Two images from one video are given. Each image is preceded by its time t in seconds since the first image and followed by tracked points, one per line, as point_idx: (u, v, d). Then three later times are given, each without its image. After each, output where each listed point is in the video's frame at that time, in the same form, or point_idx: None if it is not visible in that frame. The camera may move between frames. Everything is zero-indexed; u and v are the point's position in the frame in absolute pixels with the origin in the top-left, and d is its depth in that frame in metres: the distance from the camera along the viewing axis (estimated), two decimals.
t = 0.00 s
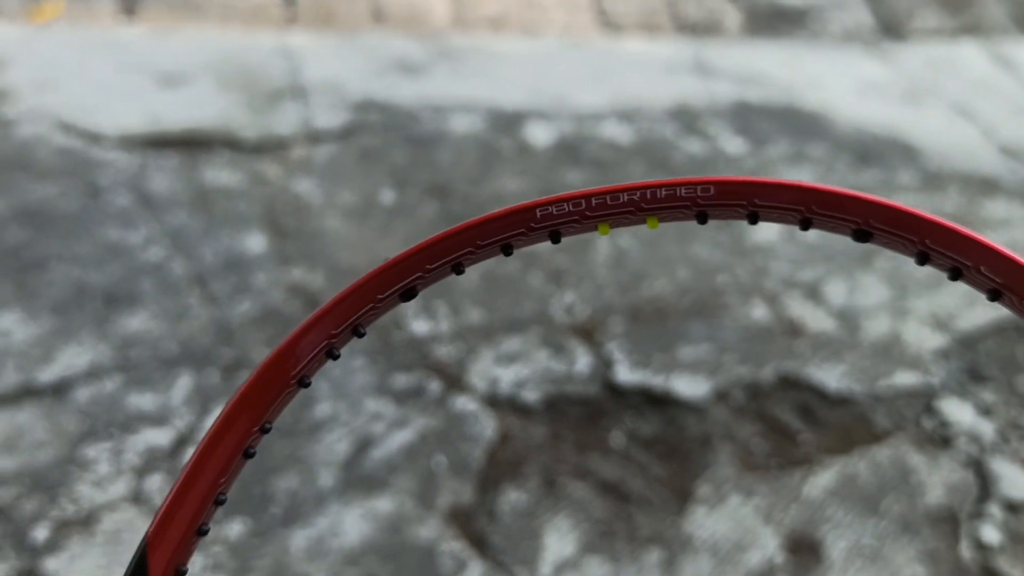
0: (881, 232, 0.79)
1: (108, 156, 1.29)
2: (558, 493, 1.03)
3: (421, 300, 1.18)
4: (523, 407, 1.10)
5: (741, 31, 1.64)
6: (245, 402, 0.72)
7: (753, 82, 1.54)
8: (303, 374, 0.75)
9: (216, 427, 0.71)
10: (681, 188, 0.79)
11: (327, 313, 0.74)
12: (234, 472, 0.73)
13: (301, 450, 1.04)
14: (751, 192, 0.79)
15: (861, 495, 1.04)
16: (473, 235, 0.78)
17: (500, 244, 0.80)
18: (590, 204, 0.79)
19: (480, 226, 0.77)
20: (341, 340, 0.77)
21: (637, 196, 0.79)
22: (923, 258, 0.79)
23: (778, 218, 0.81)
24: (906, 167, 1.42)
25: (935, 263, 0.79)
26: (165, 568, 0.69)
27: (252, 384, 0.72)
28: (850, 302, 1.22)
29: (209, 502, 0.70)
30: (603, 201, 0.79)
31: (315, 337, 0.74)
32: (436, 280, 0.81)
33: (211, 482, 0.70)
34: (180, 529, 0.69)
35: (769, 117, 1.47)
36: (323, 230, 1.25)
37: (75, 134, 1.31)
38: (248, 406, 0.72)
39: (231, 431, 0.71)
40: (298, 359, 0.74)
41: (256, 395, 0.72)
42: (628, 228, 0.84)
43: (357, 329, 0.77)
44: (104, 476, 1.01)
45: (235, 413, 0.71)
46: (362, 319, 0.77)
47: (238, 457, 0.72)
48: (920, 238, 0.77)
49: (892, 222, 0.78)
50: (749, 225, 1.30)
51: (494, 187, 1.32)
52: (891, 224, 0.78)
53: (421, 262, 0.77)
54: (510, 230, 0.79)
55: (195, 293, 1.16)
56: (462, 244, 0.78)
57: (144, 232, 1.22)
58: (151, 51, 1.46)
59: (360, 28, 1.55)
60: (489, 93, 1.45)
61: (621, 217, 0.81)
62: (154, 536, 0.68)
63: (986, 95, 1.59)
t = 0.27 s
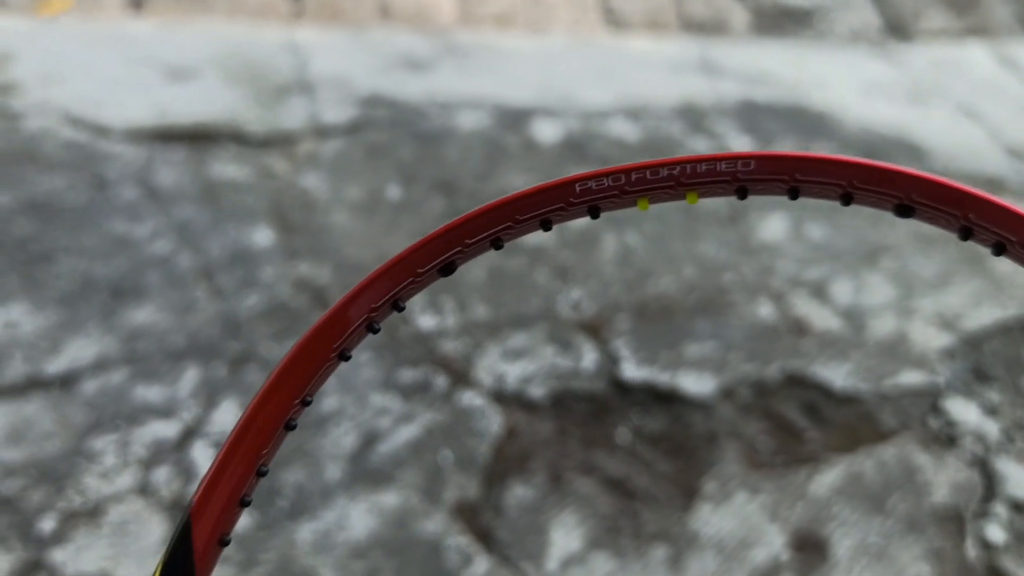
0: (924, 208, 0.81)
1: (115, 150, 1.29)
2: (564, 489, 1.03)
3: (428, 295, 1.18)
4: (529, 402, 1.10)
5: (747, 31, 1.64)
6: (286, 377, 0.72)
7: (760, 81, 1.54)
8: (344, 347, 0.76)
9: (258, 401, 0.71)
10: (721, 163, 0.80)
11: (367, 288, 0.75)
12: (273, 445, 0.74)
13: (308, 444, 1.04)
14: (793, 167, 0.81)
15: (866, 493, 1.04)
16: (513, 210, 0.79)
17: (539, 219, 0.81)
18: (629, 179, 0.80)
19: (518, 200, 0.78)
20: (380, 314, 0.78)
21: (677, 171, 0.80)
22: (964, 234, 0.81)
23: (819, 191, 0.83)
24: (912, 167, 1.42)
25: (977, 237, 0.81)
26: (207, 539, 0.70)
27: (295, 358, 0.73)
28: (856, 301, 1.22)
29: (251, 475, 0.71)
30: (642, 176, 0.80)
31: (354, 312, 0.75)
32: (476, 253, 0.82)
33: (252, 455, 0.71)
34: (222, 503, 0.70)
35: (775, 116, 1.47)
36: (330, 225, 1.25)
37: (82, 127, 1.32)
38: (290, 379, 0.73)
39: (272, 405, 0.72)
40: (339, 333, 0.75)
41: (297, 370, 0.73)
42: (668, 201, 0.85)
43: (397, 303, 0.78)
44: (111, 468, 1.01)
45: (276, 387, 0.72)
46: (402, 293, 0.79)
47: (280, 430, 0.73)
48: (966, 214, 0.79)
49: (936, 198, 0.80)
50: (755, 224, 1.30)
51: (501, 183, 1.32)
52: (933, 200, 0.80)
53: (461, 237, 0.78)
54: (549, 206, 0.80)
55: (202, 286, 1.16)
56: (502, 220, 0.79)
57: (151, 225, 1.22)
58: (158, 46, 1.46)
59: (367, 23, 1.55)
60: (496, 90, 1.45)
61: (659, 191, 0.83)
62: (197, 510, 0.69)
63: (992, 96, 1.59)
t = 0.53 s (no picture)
0: (988, 172, 0.84)
1: (131, 139, 1.30)
2: (577, 482, 1.03)
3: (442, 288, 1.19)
4: (542, 395, 1.10)
5: (762, 29, 1.64)
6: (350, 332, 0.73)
7: (774, 79, 1.54)
8: (403, 308, 0.78)
9: (323, 354, 0.72)
10: (783, 128, 0.82)
11: (427, 250, 0.77)
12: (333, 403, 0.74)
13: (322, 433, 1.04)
14: (855, 131, 0.83)
15: (879, 490, 1.04)
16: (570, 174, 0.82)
17: (599, 183, 0.84)
18: (689, 143, 0.83)
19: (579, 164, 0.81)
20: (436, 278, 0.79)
21: (738, 134, 0.83)
22: None
23: (882, 156, 0.86)
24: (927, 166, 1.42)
25: None
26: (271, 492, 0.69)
27: (359, 313, 0.74)
28: (869, 299, 1.22)
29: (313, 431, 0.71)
30: (703, 139, 0.82)
31: (414, 273, 0.77)
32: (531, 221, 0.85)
33: (315, 408, 0.71)
34: (286, 454, 0.69)
35: (790, 114, 1.47)
36: (345, 217, 1.25)
37: (98, 116, 1.32)
38: (352, 335, 0.74)
39: (336, 359, 0.73)
40: (398, 292, 0.77)
41: (359, 327, 0.74)
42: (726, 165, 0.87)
43: (456, 266, 0.80)
44: (126, 455, 1.02)
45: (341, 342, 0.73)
46: (460, 256, 0.81)
47: (342, 386, 0.73)
48: None
49: (1000, 161, 0.83)
50: (769, 222, 1.30)
51: (516, 176, 1.32)
52: (995, 162, 0.83)
53: (520, 200, 0.81)
54: (610, 168, 0.83)
55: (217, 276, 1.17)
56: (563, 183, 0.82)
57: (167, 214, 1.22)
58: (174, 37, 1.46)
59: (382, 17, 1.55)
60: (510, 85, 1.45)
61: (719, 155, 0.85)
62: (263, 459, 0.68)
63: (1006, 97, 1.58)
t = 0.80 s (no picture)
0: None
1: (150, 129, 1.31)
2: (590, 476, 1.04)
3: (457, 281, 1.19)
4: (556, 389, 1.10)
5: (777, 29, 1.65)
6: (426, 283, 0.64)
7: (789, 79, 1.54)
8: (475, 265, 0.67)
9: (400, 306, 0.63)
10: (856, 89, 0.71)
11: (507, 201, 0.66)
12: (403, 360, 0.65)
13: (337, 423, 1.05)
14: (928, 92, 0.72)
15: (892, 488, 1.04)
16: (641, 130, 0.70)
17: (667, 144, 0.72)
18: (760, 104, 0.72)
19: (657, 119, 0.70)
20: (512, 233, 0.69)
21: (811, 95, 0.72)
22: None
23: (953, 122, 0.75)
24: (941, 168, 1.42)
25: None
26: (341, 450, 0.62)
27: (434, 265, 0.64)
28: (883, 298, 1.23)
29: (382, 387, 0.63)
30: (773, 101, 0.71)
31: (492, 225, 0.67)
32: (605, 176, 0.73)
33: (387, 365, 0.63)
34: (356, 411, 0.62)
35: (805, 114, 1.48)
36: (362, 209, 1.26)
37: (117, 106, 1.33)
38: (428, 287, 0.65)
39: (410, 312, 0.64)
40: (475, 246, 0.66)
41: (433, 279, 0.65)
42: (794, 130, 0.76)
43: (526, 225, 0.68)
44: (143, 442, 1.02)
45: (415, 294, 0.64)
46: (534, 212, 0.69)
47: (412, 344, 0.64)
48: None
49: None
50: (783, 220, 1.30)
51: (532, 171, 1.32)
52: None
53: (595, 156, 0.69)
54: (676, 129, 0.71)
55: (234, 266, 1.17)
56: (635, 140, 0.70)
57: (185, 204, 1.23)
58: (193, 31, 1.47)
59: (399, 13, 1.56)
60: (527, 80, 1.46)
61: (790, 117, 0.73)
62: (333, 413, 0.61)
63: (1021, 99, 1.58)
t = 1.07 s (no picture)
0: None
1: (168, 116, 1.31)
2: (603, 467, 1.04)
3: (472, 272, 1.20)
4: (570, 380, 1.11)
5: (794, 27, 1.65)
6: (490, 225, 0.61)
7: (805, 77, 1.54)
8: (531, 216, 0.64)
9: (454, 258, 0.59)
10: (919, 40, 0.64)
11: (568, 146, 0.63)
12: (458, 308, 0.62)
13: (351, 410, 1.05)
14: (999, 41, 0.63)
15: (904, 485, 1.04)
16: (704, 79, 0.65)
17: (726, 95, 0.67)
18: (821, 55, 0.65)
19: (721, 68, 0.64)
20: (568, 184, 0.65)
21: (871, 47, 0.64)
22: None
23: None
24: (957, 167, 1.42)
25: None
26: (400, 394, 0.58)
27: (498, 207, 0.61)
28: (898, 296, 1.22)
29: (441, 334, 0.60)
30: (836, 52, 0.65)
31: (552, 172, 0.63)
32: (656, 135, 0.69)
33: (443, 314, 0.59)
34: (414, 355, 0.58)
35: (820, 111, 1.48)
36: (378, 199, 1.26)
37: (137, 94, 1.34)
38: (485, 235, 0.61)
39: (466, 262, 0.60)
40: (536, 192, 0.63)
41: (495, 222, 0.61)
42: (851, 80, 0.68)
43: (583, 176, 0.65)
44: (158, 425, 1.03)
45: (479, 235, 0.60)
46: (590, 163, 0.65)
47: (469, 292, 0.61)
48: None
49: None
50: (798, 217, 1.30)
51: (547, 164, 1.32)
52: None
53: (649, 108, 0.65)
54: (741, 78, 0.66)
55: (250, 253, 1.18)
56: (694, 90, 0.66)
57: (202, 191, 1.24)
58: (212, 22, 1.49)
59: (416, 7, 1.58)
60: (543, 74, 1.46)
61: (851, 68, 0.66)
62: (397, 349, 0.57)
63: None
